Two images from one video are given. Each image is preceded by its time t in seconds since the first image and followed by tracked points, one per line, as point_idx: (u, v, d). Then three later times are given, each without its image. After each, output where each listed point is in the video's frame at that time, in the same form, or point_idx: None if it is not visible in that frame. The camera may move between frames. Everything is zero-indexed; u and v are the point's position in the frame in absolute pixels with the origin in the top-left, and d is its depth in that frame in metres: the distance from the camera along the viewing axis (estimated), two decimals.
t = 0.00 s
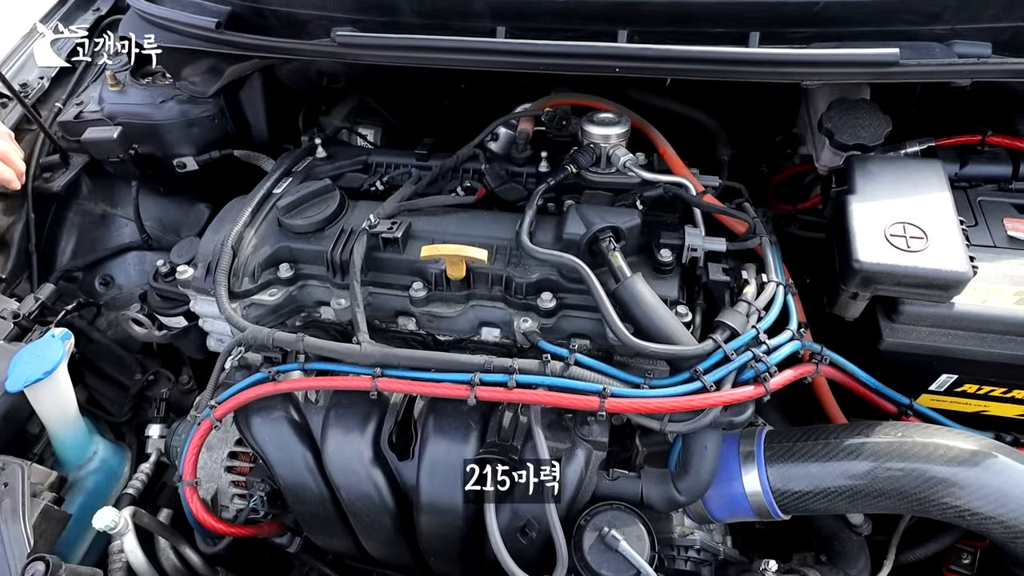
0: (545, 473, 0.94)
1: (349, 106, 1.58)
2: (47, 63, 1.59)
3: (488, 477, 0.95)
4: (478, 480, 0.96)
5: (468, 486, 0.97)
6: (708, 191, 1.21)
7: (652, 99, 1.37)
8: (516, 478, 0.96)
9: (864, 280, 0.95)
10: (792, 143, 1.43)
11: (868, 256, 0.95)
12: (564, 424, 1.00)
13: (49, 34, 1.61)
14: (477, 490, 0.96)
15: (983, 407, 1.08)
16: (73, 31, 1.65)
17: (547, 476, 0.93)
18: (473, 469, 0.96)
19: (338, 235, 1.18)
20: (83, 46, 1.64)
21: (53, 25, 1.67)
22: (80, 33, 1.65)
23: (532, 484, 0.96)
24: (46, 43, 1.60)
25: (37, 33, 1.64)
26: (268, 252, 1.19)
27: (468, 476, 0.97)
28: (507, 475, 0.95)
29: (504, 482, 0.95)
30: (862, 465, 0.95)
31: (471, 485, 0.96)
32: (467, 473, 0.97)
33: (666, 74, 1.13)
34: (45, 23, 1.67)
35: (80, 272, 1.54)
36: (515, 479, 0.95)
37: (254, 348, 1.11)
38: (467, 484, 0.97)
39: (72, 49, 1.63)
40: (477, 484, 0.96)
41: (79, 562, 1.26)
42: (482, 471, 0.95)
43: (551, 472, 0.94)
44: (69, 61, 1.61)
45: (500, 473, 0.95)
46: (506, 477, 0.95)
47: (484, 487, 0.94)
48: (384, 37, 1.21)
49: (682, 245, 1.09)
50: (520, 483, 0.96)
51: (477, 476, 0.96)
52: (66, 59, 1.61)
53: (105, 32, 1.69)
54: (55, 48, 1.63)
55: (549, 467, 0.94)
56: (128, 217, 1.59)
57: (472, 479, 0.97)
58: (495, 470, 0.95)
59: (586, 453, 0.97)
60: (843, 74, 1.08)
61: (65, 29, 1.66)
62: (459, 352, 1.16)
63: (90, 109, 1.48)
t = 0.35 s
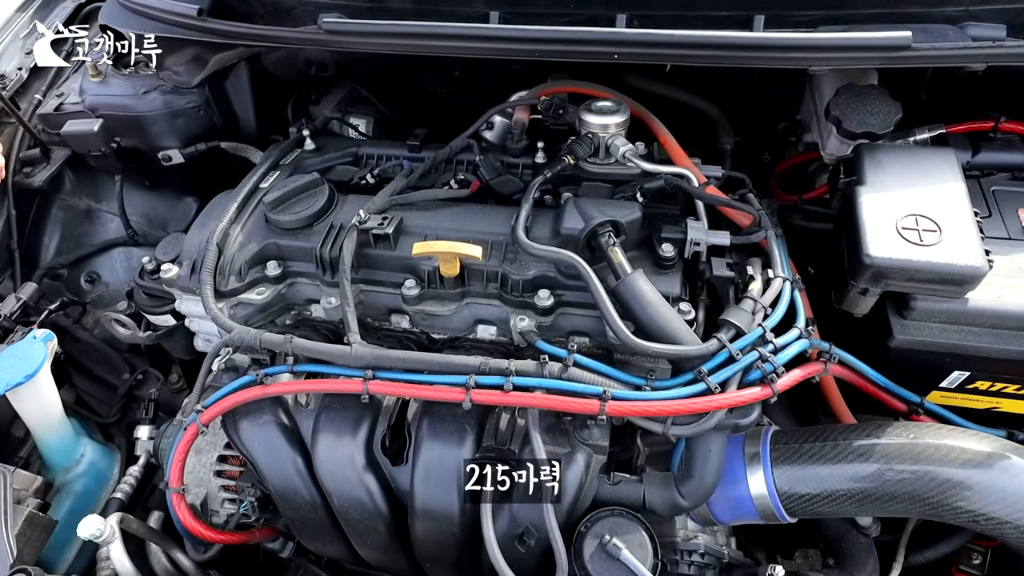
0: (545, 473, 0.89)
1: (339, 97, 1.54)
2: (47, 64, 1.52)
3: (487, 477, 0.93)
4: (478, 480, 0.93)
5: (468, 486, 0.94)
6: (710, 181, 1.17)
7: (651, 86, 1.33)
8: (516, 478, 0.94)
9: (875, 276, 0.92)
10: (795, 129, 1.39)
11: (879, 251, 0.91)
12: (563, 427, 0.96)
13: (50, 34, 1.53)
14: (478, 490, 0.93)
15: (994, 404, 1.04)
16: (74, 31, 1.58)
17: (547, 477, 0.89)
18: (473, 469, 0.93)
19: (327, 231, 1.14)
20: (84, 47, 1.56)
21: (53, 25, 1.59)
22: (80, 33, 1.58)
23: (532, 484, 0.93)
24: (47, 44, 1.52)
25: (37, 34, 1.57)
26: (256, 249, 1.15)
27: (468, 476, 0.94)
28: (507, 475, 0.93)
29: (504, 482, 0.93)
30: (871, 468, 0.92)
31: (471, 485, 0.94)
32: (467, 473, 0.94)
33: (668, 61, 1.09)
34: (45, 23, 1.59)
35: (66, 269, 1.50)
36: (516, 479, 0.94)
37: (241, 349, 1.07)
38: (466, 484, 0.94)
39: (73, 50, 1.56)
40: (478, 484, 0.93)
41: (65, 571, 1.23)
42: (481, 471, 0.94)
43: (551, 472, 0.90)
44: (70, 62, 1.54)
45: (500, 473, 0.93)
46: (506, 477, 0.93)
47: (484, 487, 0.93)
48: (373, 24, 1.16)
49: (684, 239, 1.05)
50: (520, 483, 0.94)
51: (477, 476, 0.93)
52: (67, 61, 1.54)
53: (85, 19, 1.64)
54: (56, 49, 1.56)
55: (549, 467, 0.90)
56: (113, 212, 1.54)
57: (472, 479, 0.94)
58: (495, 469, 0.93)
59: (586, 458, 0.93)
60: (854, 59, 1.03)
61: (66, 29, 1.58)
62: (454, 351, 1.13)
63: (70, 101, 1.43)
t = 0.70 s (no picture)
0: (544, 473, 0.86)
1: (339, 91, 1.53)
2: (48, 64, 1.47)
3: (487, 477, 0.91)
4: (478, 480, 0.91)
5: (468, 486, 0.91)
6: (719, 177, 1.14)
7: (656, 79, 1.30)
8: (516, 478, 0.91)
9: (891, 275, 0.89)
10: (805, 122, 1.34)
11: (895, 249, 0.88)
12: (567, 432, 0.93)
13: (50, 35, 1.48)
14: (478, 490, 0.90)
15: (1012, 406, 1.00)
16: (74, 32, 1.54)
17: (547, 476, 0.86)
18: (473, 469, 0.91)
19: (325, 230, 1.11)
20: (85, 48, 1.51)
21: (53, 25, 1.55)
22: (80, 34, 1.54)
23: (533, 484, 0.91)
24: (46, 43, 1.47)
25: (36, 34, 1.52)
26: (252, 248, 1.12)
27: (468, 476, 0.91)
28: (507, 475, 0.91)
29: (504, 482, 0.91)
30: (887, 474, 0.89)
31: (471, 485, 0.91)
32: (467, 474, 0.91)
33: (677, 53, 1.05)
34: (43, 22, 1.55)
35: (62, 268, 1.49)
36: (516, 479, 0.91)
37: (237, 351, 1.05)
38: (466, 485, 0.91)
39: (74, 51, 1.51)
40: (478, 484, 0.90)
41: (64, 573, 1.22)
42: (481, 471, 0.91)
43: (551, 472, 0.87)
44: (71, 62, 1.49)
45: (500, 473, 0.91)
46: (506, 477, 0.91)
47: (484, 487, 0.90)
48: (371, 15, 1.12)
49: (692, 236, 1.01)
50: (521, 484, 0.92)
51: (477, 476, 0.91)
52: (67, 60, 1.49)
53: (79, 13, 1.60)
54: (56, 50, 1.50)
55: (548, 467, 0.86)
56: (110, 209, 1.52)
57: (472, 479, 0.91)
58: (495, 469, 0.91)
59: (591, 463, 0.90)
60: (868, 50, 0.99)
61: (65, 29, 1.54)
62: (456, 352, 1.10)
63: (65, 96, 1.40)
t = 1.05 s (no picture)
0: (545, 473, 0.88)
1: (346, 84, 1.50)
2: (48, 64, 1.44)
3: (487, 477, 0.89)
4: (478, 481, 0.89)
5: (468, 486, 0.90)
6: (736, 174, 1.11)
7: (671, 73, 1.27)
8: (516, 479, 0.90)
9: (915, 278, 0.86)
10: (823, 118, 1.31)
11: (919, 252, 0.85)
12: (579, 436, 0.91)
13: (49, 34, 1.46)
14: (478, 491, 0.89)
15: None
16: (73, 31, 1.50)
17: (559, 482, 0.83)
18: (473, 469, 0.89)
19: (332, 226, 1.09)
20: (85, 47, 1.48)
21: (52, 25, 1.52)
22: (80, 33, 1.50)
23: (533, 484, 0.90)
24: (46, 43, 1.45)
25: (38, 33, 1.51)
26: (258, 245, 1.10)
27: (467, 476, 0.90)
28: (507, 475, 0.90)
29: (504, 482, 0.89)
30: (909, 483, 0.86)
31: (471, 485, 0.90)
32: (467, 474, 0.90)
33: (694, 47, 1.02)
34: (42, 23, 1.53)
35: (68, 262, 1.47)
36: (516, 479, 0.90)
37: (243, 349, 1.03)
38: (467, 484, 0.90)
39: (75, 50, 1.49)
40: (477, 484, 0.89)
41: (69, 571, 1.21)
42: (482, 471, 0.90)
43: (551, 472, 0.88)
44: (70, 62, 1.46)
45: (500, 472, 0.90)
46: (506, 477, 0.89)
47: (483, 487, 0.89)
48: (380, 7, 1.10)
49: (708, 236, 0.99)
50: (521, 484, 0.91)
51: (477, 476, 0.89)
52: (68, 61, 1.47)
53: (84, 7, 1.58)
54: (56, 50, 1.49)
55: (548, 467, 0.88)
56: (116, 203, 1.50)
57: (472, 479, 0.90)
58: (495, 469, 0.90)
59: (603, 468, 0.88)
60: (893, 45, 0.97)
61: (66, 29, 1.51)
62: (464, 352, 1.09)
63: (70, 89, 1.39)
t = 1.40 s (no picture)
0: (545, 472, 0.88)
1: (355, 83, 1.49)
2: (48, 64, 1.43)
3: (487, 477, 0.88)
4: (478, 481, 0.88)
5: (469, 487, 0.89)
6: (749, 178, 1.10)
7: (682, 75, 1.25)
8: (516, 479, 0.89)
9: (932, 286, 0.85)
10: (834, 122, 1.29)
11: (938, 260, 0.84)
12: (589, 443, 0.89)
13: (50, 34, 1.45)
14: (477, 491, 0.88)
15: None
16: (74, 31, 1.49)
17: (569, 488, 0.82)
18: (473, 469, 0.88)
19: (340, 227, 1.08)
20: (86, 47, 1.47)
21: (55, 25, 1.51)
22: (80, 33, 1.49)
23: (532, 485, 0.89)
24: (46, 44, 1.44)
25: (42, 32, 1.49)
26: (264, 245, 1.09)
27: (467, 476, 0.89)
28: (507, 475, 0.88)
29: (504, 482, 0.88)
30: (925, 494, 0.85)
31: (471, 485, 0.89)
32: (467, 474, 0.89)
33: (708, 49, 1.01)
34: (45, 23, 1.51)
35: (73, 260, 1.46)
36: (516, 479, 0.89)
37: (250, 351, 1.02)
38: (467, 485, 0.88)
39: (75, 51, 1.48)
40: (478, 485, 0.88)
41: (70, 572, 1.21)
42: (482, 471, 0.89)
43: (551, 472, 0.88)
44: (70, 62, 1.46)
45: (500, 472, 0.88)
46: (506, 476, 0.88)
47: (484, 488, 0.88)
48: (390, 6, 1.09)
49: (721, 241, 0.97)
50: (521, 485, 0.89)
51: (477, 476, 0.88)
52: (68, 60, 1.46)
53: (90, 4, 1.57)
54: (58, 50, 1.47)
55: (549, 467, 0.88)
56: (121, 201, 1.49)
57: (472, 479, 0.89)
58: (495, 469, 0.88)
59: (614, 476, 0.87)
60: (910, 48, 0.96)
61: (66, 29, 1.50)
62: (472, 356, 1.07)
63: (76, 85, 1.38)
